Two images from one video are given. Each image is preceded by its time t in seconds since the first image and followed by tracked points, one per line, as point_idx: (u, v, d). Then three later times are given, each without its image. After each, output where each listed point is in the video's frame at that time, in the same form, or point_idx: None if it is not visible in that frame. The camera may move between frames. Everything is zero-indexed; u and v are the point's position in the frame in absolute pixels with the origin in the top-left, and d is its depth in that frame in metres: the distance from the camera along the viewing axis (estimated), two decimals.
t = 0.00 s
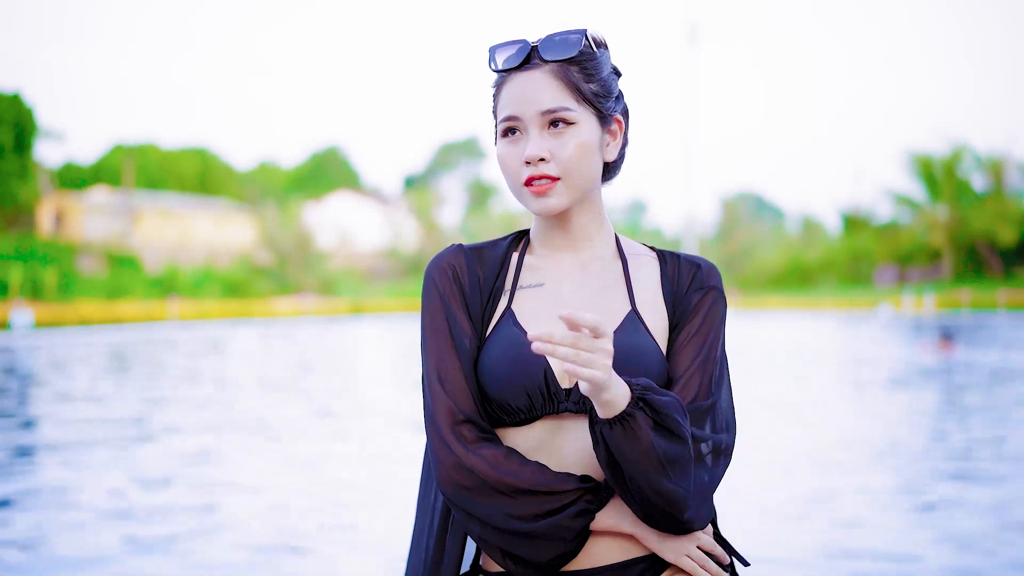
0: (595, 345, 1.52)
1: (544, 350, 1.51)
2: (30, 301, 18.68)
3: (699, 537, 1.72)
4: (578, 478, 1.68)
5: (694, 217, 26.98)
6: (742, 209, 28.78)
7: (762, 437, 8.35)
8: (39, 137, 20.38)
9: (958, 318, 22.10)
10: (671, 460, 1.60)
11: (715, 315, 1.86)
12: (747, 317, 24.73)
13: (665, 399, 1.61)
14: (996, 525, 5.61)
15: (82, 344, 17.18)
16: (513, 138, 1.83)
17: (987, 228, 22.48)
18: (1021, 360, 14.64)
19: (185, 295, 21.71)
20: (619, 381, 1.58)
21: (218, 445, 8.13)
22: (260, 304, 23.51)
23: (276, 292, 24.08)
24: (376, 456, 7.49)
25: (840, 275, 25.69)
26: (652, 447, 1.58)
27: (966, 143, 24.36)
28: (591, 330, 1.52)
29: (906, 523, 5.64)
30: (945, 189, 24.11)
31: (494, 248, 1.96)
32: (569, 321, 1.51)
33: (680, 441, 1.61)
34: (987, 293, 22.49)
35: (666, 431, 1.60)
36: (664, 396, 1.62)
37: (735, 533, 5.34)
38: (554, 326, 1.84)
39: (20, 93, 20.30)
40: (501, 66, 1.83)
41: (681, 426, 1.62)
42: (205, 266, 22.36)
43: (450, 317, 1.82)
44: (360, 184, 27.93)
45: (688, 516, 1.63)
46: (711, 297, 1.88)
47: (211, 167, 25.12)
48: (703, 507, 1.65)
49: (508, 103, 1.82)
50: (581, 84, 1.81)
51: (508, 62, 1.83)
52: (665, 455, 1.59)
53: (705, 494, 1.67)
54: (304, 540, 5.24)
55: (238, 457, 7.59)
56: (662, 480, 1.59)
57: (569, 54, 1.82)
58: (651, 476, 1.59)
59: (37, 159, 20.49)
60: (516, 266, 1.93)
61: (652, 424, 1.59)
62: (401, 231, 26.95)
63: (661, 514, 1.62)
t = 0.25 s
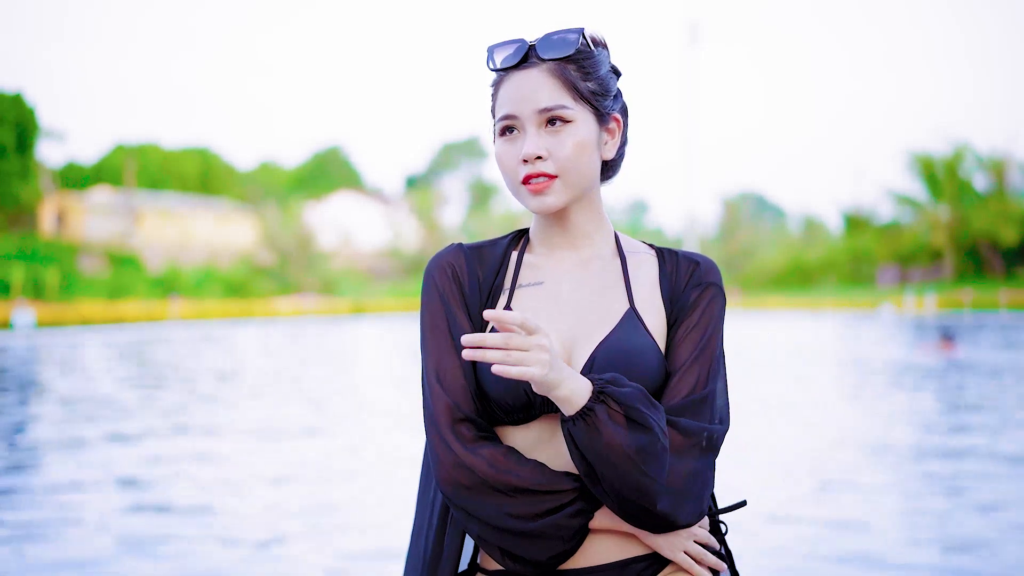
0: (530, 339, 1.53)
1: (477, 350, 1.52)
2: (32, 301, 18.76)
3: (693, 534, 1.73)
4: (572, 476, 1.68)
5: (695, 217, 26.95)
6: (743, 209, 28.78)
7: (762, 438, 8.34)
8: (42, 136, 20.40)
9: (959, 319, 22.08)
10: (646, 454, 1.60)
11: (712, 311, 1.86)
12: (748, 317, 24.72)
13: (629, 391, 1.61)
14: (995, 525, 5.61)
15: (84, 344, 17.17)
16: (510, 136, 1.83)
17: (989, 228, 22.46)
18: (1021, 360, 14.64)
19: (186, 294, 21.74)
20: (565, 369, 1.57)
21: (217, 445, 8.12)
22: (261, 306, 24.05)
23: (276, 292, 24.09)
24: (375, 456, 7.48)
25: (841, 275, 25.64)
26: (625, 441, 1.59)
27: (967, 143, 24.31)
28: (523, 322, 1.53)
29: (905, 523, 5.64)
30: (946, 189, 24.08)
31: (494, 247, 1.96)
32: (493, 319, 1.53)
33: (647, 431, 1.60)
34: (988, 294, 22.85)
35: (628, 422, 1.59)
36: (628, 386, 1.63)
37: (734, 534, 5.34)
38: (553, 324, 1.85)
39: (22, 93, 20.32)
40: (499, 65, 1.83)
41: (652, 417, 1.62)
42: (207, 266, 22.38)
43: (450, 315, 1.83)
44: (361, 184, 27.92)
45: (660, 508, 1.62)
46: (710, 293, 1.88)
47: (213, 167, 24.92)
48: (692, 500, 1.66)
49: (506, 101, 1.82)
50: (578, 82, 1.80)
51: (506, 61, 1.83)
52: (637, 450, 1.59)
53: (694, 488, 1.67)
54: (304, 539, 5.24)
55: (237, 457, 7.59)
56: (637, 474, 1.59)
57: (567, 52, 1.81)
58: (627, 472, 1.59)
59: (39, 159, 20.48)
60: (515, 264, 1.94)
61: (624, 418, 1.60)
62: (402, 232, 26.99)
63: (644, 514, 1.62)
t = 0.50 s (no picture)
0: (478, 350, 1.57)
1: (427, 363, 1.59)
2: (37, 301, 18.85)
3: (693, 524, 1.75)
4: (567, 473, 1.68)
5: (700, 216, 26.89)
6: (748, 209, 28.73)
7: (762, 437, 8.32)
8: (47, 137, 20.47)
9: (963, 318, 22.03)
10: (627, 451, 1.60)
11: (711, 308, 1.85)
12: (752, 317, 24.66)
13: (600, 387, 1.62)
14: (997, 525, 5.59)
15: (89, 344, 17.20)
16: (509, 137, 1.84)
17: (994, 228, 22.45)
18: None
19: (191, 294, 21.79)
20: (524, 367, 1.59)
21: (221, 445, 8.12)
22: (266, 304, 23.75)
23: (281, 292, 24.10)
24: (375, 455, 7.48)
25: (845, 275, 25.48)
26: (600, 443, 1.59)
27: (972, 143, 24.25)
28: (467, 332, 1.58)
29: (905, 523, 5.63)
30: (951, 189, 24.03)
31: (494, 246, 1.96)
32: (439, 327, 1.60)
33: (618, 428, 1.60)
34: (994, 294, 22.50)
35: (602, 421, 1.60)
36: (602, 383, 1.64)
37: (733, 533, 5.33)
38: (551, 321, 1.85)
39: (27, 93, 20.38)
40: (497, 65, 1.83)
41: (625, 416, 1.62)
42: (211, 266, 22.42)
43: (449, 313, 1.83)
44: (366, 184, 27.91)
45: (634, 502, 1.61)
46: (709, 289, 1.88)
47: (219, 167, 24.75)
48: (682, 495, 1.66)
49: (504, 101, 1.82)
50: (575, 81, 1.80)
51: (503, 61, 1.83)
52: (617, 450, 1.59)
53: (682, 488, 1.66)
54: (306, 539, 5.25)
55: (239, 456, 7.59)
56: (614, 474, 1.59)
57: (563, 51, 1.81)
58: (603, 473, 1.59)
59: (44, 159, 20.54)
60: (515, 263, 1.94)
61: (604, 419, 1.60)
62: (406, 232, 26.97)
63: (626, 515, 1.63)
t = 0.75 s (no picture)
0: (442, 377, 1.68)
1: (397, 390, 1.70)
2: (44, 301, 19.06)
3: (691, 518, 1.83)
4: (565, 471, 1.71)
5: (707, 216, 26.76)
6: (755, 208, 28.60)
7: (765, 437, 8.30)
8: (54, 138, 20.52)
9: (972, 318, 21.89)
10: (607, 459, 1.65)
11: (708, 305, 1.87)
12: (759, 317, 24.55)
13: (573, 397, 1.68)
14: (1001, 525, 5.58)
15: (96, 344, 17.25)
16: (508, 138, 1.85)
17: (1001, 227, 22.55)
18: None
19: (198, 294, 21.83)
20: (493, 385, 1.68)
21: (227, 445, 8.15)
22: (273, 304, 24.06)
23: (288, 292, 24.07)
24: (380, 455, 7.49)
25: (853, 275, 25.34)
26: (576, 457, 1.65)
27: (980, 141, 23.85)
28: (433, 356, 1.69)
29: (908, 523, 5.61)
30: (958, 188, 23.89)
31: (496, 244, 1.99)
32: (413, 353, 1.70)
33: (593, 437, 1.65)
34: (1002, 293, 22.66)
35: (583, 428, 1.65)
36: (579, 393, 1.69)
37: (735, 533, 5.33)
38: (551, 321, 1.87)
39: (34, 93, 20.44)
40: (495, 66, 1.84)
41: (603, 423, 1.67)
42: (218, 266, 22.45)
43: (451, 310, 1.85)
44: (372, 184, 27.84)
45: (624, 504, 1.67)
46: (707, 286, 1.89)
47: (225, 167, 24.42)
48: (681, 493, 1.70)
49: (503, 102, 1.83)
50: (572, 82, 1.81)
51: (501, 62, 1.85)
52: (593, 464, 1.65)
53: (681, 486, 1.70)
54: (310, 538, 5.27)
55: (245, 456, 7.63)
56: (594, 481, 1.65)
57: (560, 52, 1.83)
58: (579, 482, 1.65)
59: (51, 159, 20.58)
60: (517, 262, 1.97)
61: (589, 417, 1.66)
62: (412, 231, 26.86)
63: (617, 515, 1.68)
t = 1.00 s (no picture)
0: (426, 412, 1.65)
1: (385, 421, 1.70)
2: (50, 301, 19.10)
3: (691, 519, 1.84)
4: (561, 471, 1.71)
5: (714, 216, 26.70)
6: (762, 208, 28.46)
7: (766, 437, 8.29)
8: (60, 138, 20.45)
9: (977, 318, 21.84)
10: (599, 474, 1.64)
11: (708, 302, 1.86)
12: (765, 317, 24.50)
13: (559, 415, 1.67)
14: (1005, 526, 5.54)
15: (102, 344, 17.27)
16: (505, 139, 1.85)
17: (1008, 227, 22.45)
18: None
19: (205, 294, 21.90)
20: (476, 417, 1.65)
21: (233, 445, 8.15)
22: (281, 305, 23.93)
23: (296, 292, 24.17)
24: (385, 455, 7.49)
25: (861, 275, 25.07)
26: (564, 477, 1.64)
27: (987, 142, 23.69)
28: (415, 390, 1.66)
29: (910, 523, 5.58)
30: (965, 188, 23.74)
31: (496, 242, 1.99)
32: (397, 396, 1.64)
33: (580, 455, 1.64)
34: (1007, 292, 22.43)
35: (572, 449, 1.65)
36: (565, 410, 1.67)
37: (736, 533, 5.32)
38: (551, 320, 1.86)
39: (42, 93, 20.51)
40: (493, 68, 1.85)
41: (589, 440, 1.65)
42: (226, 266, 22.46)
43: (452, 312, 1.85)
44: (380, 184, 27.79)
45: (623, 511, 1.66)
46: (706, 284, 1.88)
47: (233, 168, 24.54)
48: (686, 494, 1.69)
49: (500, 102, 1.83)
50: (568, 82, 1.81)
51: (498, 64, 1.85)
52: (583, 483, 1.64)
53: (684, 487, 1.68)
54: (311, 539, 5.27)
55: (251, 456, 7.64)
56: (584, 498, 1.64)
57: (557, 53, 1.82)
58: (570, 500, 1.64)
59: (59, 159, 20.59)
60: (517, 262, 1.96)
61: (581, 428, 1.66)
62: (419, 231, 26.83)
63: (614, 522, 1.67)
